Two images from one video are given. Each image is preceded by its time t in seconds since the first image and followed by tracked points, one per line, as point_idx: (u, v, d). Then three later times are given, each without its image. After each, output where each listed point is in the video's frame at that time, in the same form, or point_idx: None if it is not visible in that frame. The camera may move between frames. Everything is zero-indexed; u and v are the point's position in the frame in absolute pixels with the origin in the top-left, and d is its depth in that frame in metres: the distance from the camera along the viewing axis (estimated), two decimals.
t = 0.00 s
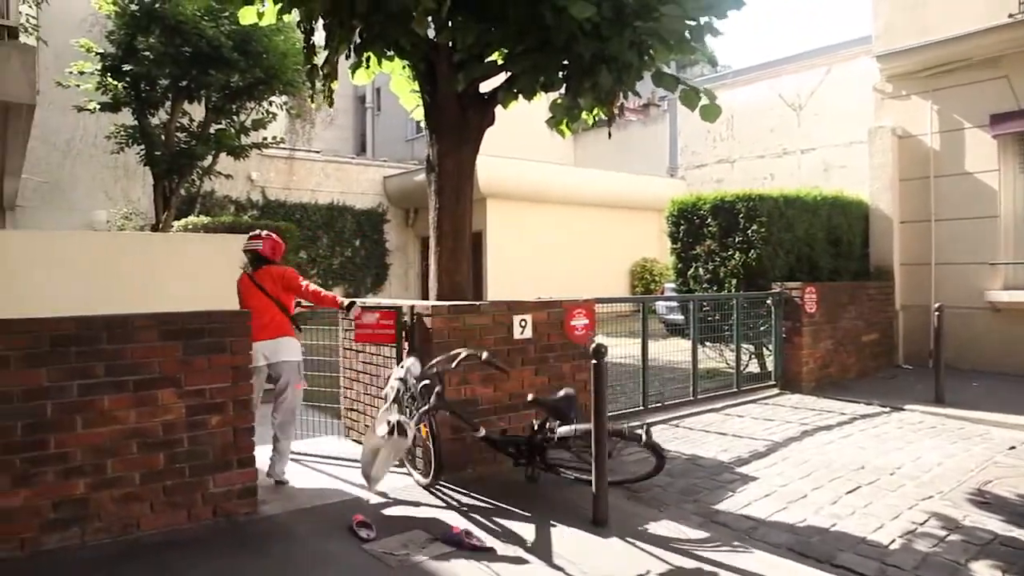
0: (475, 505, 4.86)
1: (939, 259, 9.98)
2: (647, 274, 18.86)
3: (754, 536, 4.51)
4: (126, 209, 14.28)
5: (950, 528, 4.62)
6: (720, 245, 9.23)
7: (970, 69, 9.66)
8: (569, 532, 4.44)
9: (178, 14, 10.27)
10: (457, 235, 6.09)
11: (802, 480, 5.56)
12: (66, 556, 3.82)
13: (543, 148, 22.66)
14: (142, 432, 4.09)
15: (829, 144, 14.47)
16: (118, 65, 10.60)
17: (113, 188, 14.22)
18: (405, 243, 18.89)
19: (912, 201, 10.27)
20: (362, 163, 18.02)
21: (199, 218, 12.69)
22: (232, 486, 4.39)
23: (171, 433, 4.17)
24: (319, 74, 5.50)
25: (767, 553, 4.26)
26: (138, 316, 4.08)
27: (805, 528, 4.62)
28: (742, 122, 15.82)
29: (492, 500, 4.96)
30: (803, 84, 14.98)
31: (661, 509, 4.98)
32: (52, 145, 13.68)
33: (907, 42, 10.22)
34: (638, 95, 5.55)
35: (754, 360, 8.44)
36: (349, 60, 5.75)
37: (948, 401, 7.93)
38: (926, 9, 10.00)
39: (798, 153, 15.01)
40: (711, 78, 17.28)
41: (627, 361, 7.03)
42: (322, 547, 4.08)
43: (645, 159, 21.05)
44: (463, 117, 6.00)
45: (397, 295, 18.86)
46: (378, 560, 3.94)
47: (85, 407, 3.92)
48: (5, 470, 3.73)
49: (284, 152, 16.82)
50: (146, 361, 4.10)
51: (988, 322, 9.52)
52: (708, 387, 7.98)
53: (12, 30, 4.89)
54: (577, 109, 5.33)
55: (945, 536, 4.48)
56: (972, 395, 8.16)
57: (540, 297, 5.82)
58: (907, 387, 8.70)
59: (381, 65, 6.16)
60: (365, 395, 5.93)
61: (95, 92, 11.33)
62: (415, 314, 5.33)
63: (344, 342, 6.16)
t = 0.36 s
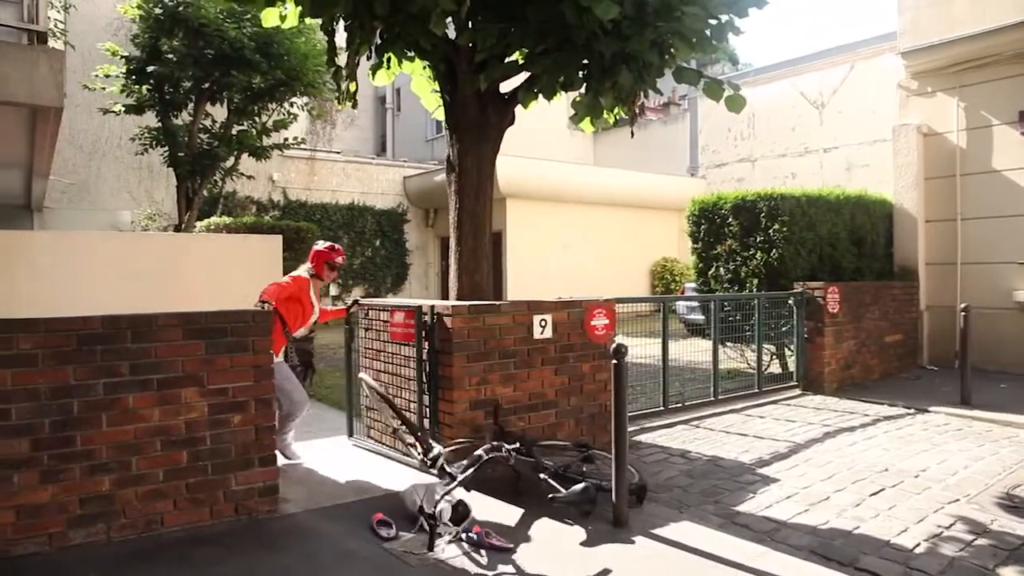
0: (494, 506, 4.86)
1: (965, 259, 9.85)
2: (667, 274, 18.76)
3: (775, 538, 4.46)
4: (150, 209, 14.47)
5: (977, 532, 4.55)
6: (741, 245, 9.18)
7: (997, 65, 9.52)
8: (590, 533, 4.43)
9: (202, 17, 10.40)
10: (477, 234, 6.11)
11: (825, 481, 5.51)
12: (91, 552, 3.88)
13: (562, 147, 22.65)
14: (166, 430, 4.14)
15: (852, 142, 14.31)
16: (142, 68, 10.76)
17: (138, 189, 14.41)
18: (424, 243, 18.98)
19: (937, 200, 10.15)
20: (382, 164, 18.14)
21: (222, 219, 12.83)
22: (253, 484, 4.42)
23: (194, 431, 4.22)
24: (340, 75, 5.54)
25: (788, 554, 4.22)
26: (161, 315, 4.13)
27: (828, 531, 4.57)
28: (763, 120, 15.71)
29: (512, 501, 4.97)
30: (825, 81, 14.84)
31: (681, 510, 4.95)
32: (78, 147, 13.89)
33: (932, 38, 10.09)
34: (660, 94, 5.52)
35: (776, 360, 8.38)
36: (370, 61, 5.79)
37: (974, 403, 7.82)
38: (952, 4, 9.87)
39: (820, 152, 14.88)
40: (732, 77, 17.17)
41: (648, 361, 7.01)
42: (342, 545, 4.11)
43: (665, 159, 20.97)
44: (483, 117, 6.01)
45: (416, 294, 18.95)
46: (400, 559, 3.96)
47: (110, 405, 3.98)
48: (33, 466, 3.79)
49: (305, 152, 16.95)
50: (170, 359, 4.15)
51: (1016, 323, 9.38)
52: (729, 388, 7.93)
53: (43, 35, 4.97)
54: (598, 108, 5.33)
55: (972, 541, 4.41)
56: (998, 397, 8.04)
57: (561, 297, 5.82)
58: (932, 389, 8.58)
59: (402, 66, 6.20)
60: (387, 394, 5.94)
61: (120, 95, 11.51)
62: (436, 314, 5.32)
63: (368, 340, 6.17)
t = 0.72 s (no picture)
0: (502, 505, 4.87)
1: (978, 258, 9.78)
2: (678, 274, 18.70)
3: (786, 539, 4.45)
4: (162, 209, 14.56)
5: (991, 534, 4.51)
6: (752, 245, 9.14)
7: (1011, 63, 9.45)
8: (599, 532, 4.43)
9: (214, 18, 10.46)
10: (487, 235, 6.11)
11: (836, 482, 5.48)
12: (104, 550, 3.91)
13: (572, 147, 22.62)
14: (178, 429, 4.17)
15: (865, 141, 14.22)
16: (154, 69, 10.82)
17: (150, 189, 14.50)
18: (435, 243, 19.01)
19: (950, 199, 10.08)
20: (393, 164, 18.17)
21: (233, 219, 12.89)
22: (264, 483, 4.44)
23: (205, 430, 4.24)
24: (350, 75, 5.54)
25: (800, 556, 4.20)
26: (173, 315, 4.16)
27: (839, 532, 4.55)
28: (775, 119, 15.65)
29: (521, 500, 4.98)
30: (837, 80, 14.75)
31: (691, 511, 4.93)
32: (91, 149, 13.99)
33: (946, 35, 10.02)
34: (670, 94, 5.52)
35: (787, 360, 8.35)
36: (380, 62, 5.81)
37: (987, 404, 7.76)
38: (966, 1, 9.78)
39: (831, 151, 14.80)
40: (743, 76, 17.09)
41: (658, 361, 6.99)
42: (352, 544, 4.12)
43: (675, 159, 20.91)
44: (494, 117, 6.02)
45: (427, 294, 18.98)
46: (410, 558, 3.98)
47: (123, 404, 4.01)
48: (47, 464, 3.83)
49: (316, 153, 17.00)
50: (181, 359, 4.18)
51: None
52: (740, 388, 7.90)
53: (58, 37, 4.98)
54: (609, 108, 5.33)
55: (986, 543, 4.38)
56: (1013, 398, 7.97)
57: (571, 297, 5.82)
58: (945, 390, 8.51)
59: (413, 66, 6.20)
60: (398, 395, 5.95)
61: (133, 96, 11.59)
62: (447, 314, 5.33)
63: (380, 341, 6.18)
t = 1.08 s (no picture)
0: (509, 505, 4.87)
1: (988, 258, 9.73)
2: (685, 274, 18.66)
3: (794, 540, 4.43)
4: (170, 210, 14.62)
5: (1001, 536, 4.48)
6: (759, 244, 9.11)
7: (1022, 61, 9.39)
8: (605, 532, 4.43)
9: (222, 19, 10.50)
10: (494, 234, 6.11)
11: (844, 483, 5.46)
12: (113, 548, 3.93)
13: (579, 147, 22.61)
14: (186, 428, 4.18)
15: (873, 141, 14.16)
16: (163, 70, 10.88)
17: (158, 190, 14.57)
18: (441, 243, 19.03)
19: (960, 199, 10.03)
20: (400, 164, 18.19)
21: (241, 220, 12.94)
22: (271, 483, 4.45)
23: (213, 429, 4.26)
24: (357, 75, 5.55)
25: (808, 556, 4.19)
26: (182, 314, 4.17)
27: (848, 533, 4.53)
28: (782, 119, 15.60)
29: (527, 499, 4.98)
30: (845, 79, 14.70)
31: (699, 511, 4.92)
32: (100, 149, 14.07)
33: (956, 34, 9.96)
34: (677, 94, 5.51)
35: (795, 361, 8.31)
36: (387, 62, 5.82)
37: (997, 404, 7.70)
38: None
39: (839, 151, 14.74)
40: (751, 76, 17.04)
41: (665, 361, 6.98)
42: (359, 543, 4.13)
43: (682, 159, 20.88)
44: (501, 118, 6.02)
45: (433, 294, 19.00)
46: (415, 557, 3.99)
47: (132, 404, 4.03)
48: (57, 463, 3.85)
49: (323, 153, 17.04)
50: (189, 358, 4.19)
51: None
52: (748, 389, 7.88)
53: (68, 39, 5.03)
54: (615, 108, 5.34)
55: (996, 545, 4.35)
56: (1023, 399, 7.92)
57: (578, 297, 5.81)
58: (955, 391, 8.47)
59: (420, 66, 6.20)
60: (405, 395, 5.94)
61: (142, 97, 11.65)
62: (454, 314, 5.33)
63: (389, 341, 6.20)
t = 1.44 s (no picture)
0: (515, 506, 4.88)
1: (994, 258, 9.70)
2: (689, 274, 18.64)
3: (798, 540, 4.43)
4: (175, 210, 14.66)
5: (1007, 537, 4.46)
6: (764, 245, 9.10)
7: None
8: (609, 532, 4.43)
9: (226, 20, 10.49)
10: (498, 234, 6.12)
11: (850, 484, 5.44)
12: (117, 547, 3.94)
13: (583, 147, 22.60)
14: (191, 428, 4.19)
15: (878, 140, 14.13)
16: (168, 71, 10.91)
17: (163, 190, 14.60)
18: (446, 243, 19.06)
19: (966, 198, 10.00)
20: (404, 164, 18.22)
21: (245, 220, 12.97)
22: (275, 482, 4.46)
23: (218, 429, 4.27)
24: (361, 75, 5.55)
25: (812, 557, 4.17)
26: (186, 313, 4.18)
27: (853, 533, 4.52)
28: (787, 118, 15.58)
29: (531, 499, 4.99)
30: (849, 79, 14.66)
31: (704, 511, 4.92)
32: (105, 149, 14.12)
33: (962, 33, 9.93)
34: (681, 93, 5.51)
35: (800, 361, 8.30)
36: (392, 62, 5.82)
37: (1003, 405, 7.68)
38: None
39: (844, 150, 14.70)
40: (756, 76, 17.00)
41: (670, 361, 6.97)
42: (364, 543, 4.13)
43: (687, 159, 20.86)
44: (505, 118, 6.03)
45: (438, 294, 19.02)
46: (419, 557, 3.99)
47: (137, 403, 4.04)
48: (62, 463, 3.86)
49: (327, 153, 17.06)
50: (194, 358, 4.20)
51: None
52: (752, 389, 7.87)
53: (73, 39, 5.02)
54: (619, 108, 5.34)
55: (1002, 546, 4.34)
56: None
57: (583, 297, 5.81)
58: (960, 391, 8.45)
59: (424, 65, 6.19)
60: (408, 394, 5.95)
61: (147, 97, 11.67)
62: (458, 314, 5.32)
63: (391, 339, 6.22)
